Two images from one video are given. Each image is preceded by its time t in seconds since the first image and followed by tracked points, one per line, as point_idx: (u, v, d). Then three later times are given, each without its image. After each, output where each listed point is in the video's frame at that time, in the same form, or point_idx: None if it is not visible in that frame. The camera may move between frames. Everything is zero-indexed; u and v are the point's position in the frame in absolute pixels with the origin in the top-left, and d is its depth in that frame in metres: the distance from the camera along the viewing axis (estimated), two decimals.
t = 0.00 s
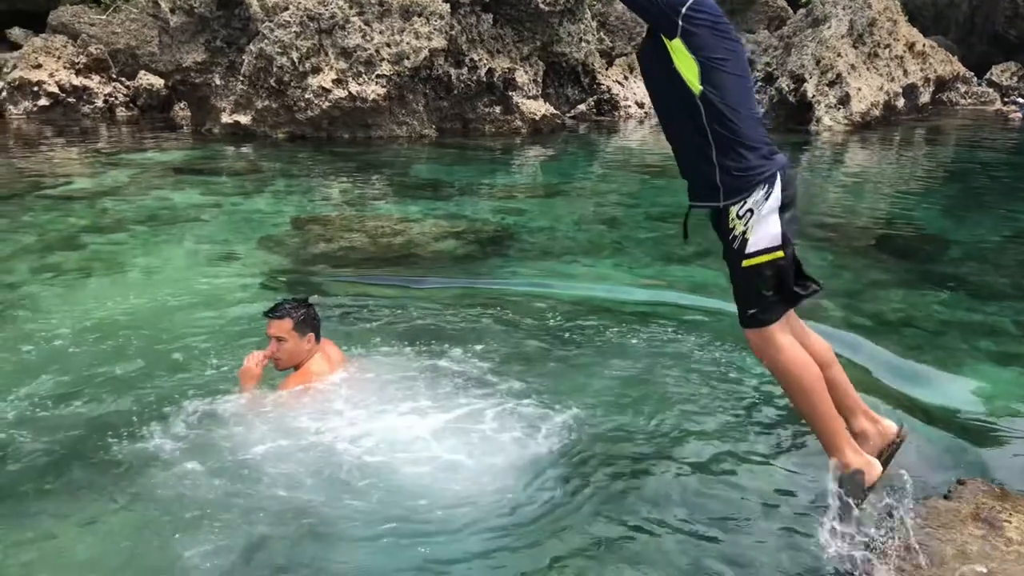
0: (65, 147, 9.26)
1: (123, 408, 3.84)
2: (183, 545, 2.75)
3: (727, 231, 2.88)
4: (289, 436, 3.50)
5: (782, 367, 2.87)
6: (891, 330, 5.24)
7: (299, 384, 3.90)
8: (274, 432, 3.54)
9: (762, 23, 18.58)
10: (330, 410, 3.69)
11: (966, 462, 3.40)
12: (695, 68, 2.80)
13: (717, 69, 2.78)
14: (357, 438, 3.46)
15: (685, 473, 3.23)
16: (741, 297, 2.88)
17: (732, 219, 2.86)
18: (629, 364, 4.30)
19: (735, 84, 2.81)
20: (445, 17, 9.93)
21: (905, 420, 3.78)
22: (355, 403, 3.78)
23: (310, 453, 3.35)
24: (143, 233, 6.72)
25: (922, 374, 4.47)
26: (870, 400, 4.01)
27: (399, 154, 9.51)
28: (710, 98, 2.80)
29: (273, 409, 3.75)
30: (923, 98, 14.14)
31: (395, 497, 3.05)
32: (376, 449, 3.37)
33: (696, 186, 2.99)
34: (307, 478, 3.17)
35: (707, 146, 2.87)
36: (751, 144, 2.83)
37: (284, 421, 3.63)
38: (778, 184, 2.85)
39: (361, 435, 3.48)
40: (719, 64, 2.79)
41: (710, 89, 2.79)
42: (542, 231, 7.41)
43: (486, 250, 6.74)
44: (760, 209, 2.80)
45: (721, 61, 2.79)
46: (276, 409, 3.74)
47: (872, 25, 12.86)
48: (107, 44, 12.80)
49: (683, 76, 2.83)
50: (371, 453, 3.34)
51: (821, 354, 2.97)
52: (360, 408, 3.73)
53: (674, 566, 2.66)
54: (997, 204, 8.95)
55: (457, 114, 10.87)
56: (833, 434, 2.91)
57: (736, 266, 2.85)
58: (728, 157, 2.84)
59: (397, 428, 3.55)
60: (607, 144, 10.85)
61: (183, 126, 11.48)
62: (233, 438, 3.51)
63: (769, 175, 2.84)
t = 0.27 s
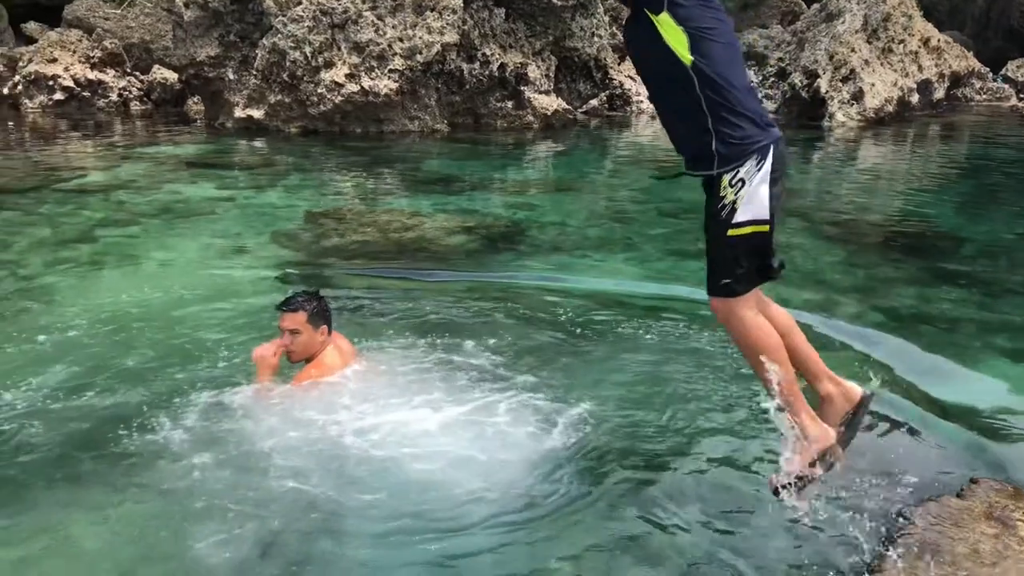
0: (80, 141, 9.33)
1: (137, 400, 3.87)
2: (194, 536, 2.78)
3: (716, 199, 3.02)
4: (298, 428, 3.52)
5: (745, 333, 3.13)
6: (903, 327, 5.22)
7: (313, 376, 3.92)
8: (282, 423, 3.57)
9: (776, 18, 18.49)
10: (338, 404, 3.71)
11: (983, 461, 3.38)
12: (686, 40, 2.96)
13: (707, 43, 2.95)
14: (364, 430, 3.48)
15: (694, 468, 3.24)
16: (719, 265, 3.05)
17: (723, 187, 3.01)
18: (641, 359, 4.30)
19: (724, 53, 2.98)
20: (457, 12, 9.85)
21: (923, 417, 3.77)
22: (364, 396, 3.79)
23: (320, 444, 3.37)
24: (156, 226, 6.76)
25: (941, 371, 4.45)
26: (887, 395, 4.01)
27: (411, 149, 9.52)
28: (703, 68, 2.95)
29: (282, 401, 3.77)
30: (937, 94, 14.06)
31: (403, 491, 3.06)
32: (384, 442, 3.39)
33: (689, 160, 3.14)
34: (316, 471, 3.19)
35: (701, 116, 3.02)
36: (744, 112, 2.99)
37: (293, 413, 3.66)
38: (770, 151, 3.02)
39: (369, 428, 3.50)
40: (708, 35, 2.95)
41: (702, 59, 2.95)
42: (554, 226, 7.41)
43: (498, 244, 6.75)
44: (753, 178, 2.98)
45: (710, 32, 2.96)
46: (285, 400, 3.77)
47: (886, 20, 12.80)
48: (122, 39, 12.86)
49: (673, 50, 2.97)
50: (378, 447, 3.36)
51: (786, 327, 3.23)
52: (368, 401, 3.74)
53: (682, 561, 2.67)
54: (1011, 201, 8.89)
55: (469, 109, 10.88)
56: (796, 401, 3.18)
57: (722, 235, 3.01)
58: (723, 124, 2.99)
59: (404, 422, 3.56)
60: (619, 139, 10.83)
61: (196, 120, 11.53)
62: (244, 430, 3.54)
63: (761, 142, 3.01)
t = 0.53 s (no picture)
0: (91, 138, 9.38)
1: (147, 396, 3.89)
2: (200, 533, 2.81)
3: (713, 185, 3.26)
4: (304, 425, 3.54)
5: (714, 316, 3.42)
6: (912, 326, 5.20)
7: (323, 373, 3.96)
8: (288, 420, 3.59)
9: (785, 16, 18.46)
10: (344, 402, 3.72)
11: (995, 461, 3.38)
12: (682, 32, 3.15)
13: (702, 35, 3.15)
14: (369, 428, 3.50)
15: (699, 466, 3.25)
16: (708, 250, 3.33)
17: (720, 172, 3.25)
18: (648, 357, 4.31)
19: (717, 42, 3.19)
20: (467, 10, 9.87)
21: (938, 417, 3.78)
22: (369, 393, 3.81)
23: (327, 441, 3.39)
24: (166, 223, 6.78)
25: (959, 370, 4.44)
26: (903, 394, 4.02)
27: (421, 147, 9.54)
28: (701, 59, 3.16)
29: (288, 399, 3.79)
30: (948, 92, 14.01)
31: (408, 489, 3.08)
32: (389, 440, 3.40)
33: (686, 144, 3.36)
34: (323, 467, 3.21)
35: (700, 105, 3.23)
36: (740, 97, 3.22)
37: (298, 411, 3.67)
38: (766, 132, 3.27)
39: (375, 426, 3.52)
40: (701, 26, 3.16)
41: (698, 49, 3.15)
42: (563, 224, 7.42)
43: (507, 242, 6.76)
44: (751, 164, 3.24)
45: (702, 24, 3.17)
46: (291, 396, 3.79)
47: (897, 18, 12.78)
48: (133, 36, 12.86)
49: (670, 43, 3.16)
50: (383, 445, 3.37)
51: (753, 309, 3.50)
52: (373, 399, 3.75)
53: (686, 560, 2.68)
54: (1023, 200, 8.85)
55: (478, 107, 10.89)
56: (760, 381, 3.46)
57: (717, 220, 3.26)
58: (722, 111, 3.21)
59: (410, 420, 3.57)
60: (628, 137, 10.83)
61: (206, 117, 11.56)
62: (251, 427, 3.56)
63: (757, 125, 3.25)
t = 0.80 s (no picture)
0: (107, 137, 9.43)
1: (161, 395, 3.91)
2: (211, 532, 2.82)
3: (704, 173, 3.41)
4: (312, 425, 3.57)
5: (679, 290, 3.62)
6: (927, 326, 5.16)
7: (340, 373, 3.99)
8: (297, 419, 3.64)
9: (800, 15, 18.39)
10: (352, 402, 3.77)
11: (1012, 462, 3.36)
12: (671, 33, 3.30)
13: (691, 33, 3.31)
14: (374, 427, 3.55)
15: (713, 468, 3.24)
16: (693, 231, 3.45)
17: (713, 159, 3.40)
18: (661, 357, 4.30)
19: (708, 36, 3.33)
20: (481, 9, 9.87)
21: (955, 417, 3.76)
22: (376, 394, 3.86)
23: (335, 442, 3.43)
24: (181, 222, 6.82)
25: (976, 370, 4.43)
26: (927, 394, 4.00)
27: (434, 146, 9.55)
28: (693, 56, 3.31)
29: (298, 399, 3.83)
30: (965, 91, 13.90)
31: (417, 491, 3.08)
32: (396, 441, 3.43)
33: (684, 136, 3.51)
34: (334, 468, 3.23)
35: (696, 98, 3.38)
36: (734, 87, 3.36)
37: (306, 412, 3.70)
38: (761, 119, 3.41)
39: (381, 426, 3.55)
40: (690, 24, 3.31)
41: (689, 47, 3.30)
42: (576, 223, 7.41)
43: (521, 241, 6.76)
44: (744, 153, 3.38)
45: (692, 22, 3.32)
46: (306, 396, 3.82)
47: (913, 16, 12.75)
48: (149, 35, 12.92)
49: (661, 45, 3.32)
50: (389, 446, 3.40)
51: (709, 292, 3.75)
52: (381, 401, 3.80)
53: (698, 563, 2.67)
54: None
55: (491, 106, 10.88)
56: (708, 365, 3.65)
57: (704, 204, 3.42)
58: (716, 102, 3.35)
59: (417, 421, 3.61)
60: (641, 136, 10.80)
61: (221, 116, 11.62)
62: (264, 426, 3.58)
63: (751, 111, 3.39)
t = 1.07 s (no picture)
0: (125, 140, 9.52)
1: (179, 399, 3.95)
2: (229, 534, 2.86)
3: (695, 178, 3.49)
4: (324, 427, 3.63)
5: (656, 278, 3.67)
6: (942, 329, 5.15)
7: (354, 377, 4.03)
8: (315, 421, 3.68)
9: (815, 16, 18.32)
10: (362, 405, 3.82)
11: None
12: (661, 48, 3.37)
13: (677, 46, 3.37)
14: (384, 430, 3.60)
15: (733, 474, 3.25)
16: (674, 228, 3.54)
17: (701, 161, 3.49)
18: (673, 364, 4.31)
19: (698, 47, 3.39)
20: (494, 12, 10.13)
21: (974, 419, 3.81)
22: (386, 395, 3.92)
23: (345, 444, 3.48)
24: (197, 225, 6.88)
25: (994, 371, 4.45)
26: (947, 395, 4.06)
27: (448, 148, 9.59)
28: (685, 68, 3.37)
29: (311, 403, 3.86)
30: (981, 92, 13.82)
31: (432, 496, 3.11)
32: (406, 443, 3.48)
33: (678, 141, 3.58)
34: (348, 470, 3.28)
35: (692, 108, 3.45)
36: (729, 93, 3.41)
37: (318, 414, 3.74)
38: (755, 123, 3.46)
39: (390, 429, 3.61)
40: (678, 36, 3.37)
41: (681, 60, 3.37)
42: (590, 225, 7.43)
43: (535, 244, 6.78)
44: (733, 159, 3.44)
45: (681, 34, 3.38)
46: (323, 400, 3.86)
47: (929, 17, 12.70)
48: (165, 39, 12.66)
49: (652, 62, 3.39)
50: (399, 448, 3.44)
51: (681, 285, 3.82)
52: (392, 403, 3.84)
53: (714, 569, 2.69)
54: None
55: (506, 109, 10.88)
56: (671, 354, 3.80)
57: (689, 205, 3.51)
58: (712, 110, 3.40)
59: (426, 423, 3.67)
60: (655, 138, 10.82)
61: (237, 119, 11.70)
62: (284, 429, 3.62)
63: (746, 116, 3.44)
